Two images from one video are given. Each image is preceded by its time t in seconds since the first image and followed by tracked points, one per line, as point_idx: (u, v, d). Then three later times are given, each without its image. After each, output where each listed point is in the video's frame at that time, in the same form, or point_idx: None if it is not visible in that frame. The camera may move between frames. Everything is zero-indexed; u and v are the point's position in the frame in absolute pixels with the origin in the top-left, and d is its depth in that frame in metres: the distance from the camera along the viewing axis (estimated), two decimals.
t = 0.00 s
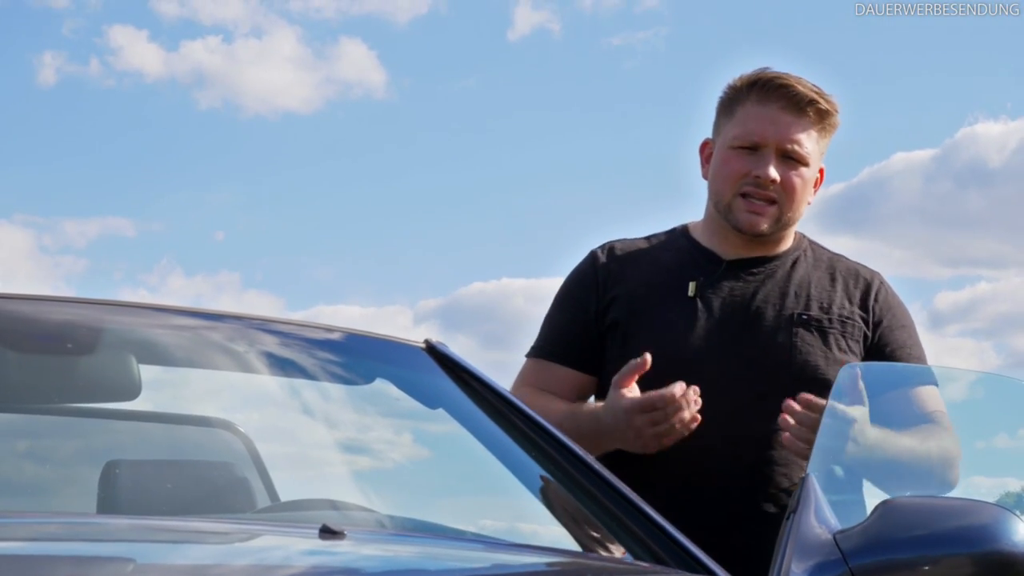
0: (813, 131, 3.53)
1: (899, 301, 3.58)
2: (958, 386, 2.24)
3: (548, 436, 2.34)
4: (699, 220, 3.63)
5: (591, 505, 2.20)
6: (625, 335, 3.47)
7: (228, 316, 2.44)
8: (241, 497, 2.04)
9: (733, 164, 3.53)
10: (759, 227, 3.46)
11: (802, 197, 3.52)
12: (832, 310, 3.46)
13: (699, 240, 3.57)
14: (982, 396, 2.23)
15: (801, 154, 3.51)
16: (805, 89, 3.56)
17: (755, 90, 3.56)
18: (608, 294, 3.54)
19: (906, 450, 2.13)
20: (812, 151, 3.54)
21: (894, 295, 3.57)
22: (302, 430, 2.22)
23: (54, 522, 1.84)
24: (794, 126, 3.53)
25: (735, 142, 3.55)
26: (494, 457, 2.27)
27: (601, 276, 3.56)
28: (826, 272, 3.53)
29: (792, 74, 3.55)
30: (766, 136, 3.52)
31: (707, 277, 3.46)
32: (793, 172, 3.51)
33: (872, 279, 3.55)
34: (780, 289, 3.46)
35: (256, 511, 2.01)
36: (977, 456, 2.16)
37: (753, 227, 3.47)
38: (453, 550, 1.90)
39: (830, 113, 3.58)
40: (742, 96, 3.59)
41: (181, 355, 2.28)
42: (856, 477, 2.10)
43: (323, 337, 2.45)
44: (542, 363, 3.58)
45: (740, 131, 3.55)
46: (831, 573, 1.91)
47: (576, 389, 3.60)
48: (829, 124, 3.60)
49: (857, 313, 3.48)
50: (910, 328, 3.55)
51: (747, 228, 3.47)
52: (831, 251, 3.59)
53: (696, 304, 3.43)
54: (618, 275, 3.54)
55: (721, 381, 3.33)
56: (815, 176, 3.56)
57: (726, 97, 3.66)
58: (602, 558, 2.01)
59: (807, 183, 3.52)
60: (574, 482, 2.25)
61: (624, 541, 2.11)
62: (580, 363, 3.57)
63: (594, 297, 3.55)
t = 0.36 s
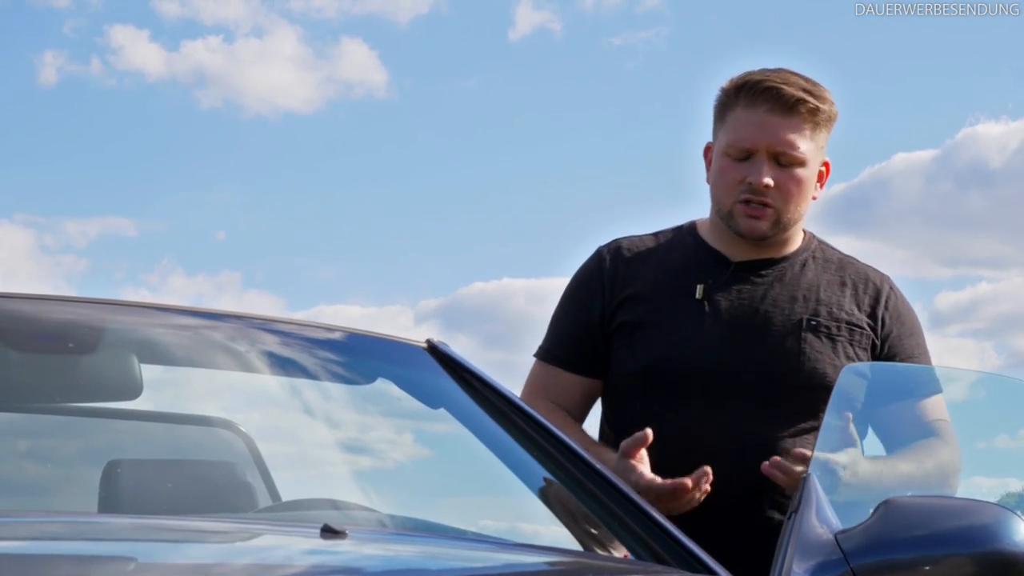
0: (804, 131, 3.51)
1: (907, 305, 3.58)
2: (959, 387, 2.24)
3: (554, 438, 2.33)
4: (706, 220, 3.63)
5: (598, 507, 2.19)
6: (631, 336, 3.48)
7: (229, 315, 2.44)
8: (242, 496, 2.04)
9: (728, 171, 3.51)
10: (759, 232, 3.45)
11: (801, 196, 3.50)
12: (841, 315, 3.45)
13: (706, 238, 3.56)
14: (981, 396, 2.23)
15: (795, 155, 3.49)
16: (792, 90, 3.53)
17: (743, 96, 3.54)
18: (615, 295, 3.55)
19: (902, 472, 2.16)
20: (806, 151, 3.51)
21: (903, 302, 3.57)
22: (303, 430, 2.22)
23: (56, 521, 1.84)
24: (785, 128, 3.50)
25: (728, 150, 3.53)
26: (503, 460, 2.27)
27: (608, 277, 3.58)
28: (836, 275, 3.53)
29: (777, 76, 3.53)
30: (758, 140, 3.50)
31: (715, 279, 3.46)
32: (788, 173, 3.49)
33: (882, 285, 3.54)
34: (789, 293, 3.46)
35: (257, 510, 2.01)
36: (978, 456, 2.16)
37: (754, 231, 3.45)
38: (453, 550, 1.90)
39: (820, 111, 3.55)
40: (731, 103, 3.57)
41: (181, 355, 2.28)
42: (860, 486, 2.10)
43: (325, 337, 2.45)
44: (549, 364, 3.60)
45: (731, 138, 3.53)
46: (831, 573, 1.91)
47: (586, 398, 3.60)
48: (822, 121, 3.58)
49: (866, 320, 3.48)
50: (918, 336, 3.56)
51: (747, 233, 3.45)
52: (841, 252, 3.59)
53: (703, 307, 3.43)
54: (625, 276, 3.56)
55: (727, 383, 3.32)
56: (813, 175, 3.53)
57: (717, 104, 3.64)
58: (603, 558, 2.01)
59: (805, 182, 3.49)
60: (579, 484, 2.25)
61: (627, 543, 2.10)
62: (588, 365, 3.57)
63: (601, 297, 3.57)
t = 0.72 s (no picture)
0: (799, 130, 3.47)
1: (910, 290, 3.56)
2: (958, 382, 2.23)
3: (557, 434, 2.33)
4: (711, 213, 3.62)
5: (600, 500, 2.20)
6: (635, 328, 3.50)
7: (230, 308, 2.43)
8: (243, 489, 2.04)
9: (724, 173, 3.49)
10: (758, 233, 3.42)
11: (799, 195, 3.46)
12: (843, 307, 3.45)
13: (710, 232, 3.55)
14: (981, 391, 2.22)
15: (790, 155, 3.45)
16: (785, 90, 3.49)
17: (735, 98, 3.51)
18: (619, 286, 3.56)
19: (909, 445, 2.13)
20: (802, 149, 3.47)
21: (908, 289, 3.55)
22: (303, 423, 2.22)
23: (57, 512, 1.85)
24: (778, 129, 3.46)
25: (724, 152, 3.50)
26: (505, 454, 2.27)
27: (613, 267, 3.58)
28: (838, 266, 3.52)
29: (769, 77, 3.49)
30: (752, 142, 3.46)
31: (717, 274, 3.47)
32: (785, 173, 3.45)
33: (886, 274, 3.53)
34: (791, 286, 3.45)
35: (259, 502, 2.01)
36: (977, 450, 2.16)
37: (752, 233, 3.43)
38: (453, 541, 1.91)
39: (815, 109, 3.50)
40: (725, 105, 3.54)
41: (183, 348, 2.29)
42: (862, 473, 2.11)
43: (325, 329, 2.45)
44: (552, 351, 3.61)
45: (726, 141, 3.50)
46: (831, 566, 1.93)
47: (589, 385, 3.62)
48: (818, 117, 3.53)
49: (869, 311, 3.47)
50: (923, 323, 3.52)
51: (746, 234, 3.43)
52: (845, 243, 3.58)
53: (706, 301, 3.44)
54: (630, 268, 3.56)
55: (729, 378, 3.34)
56: (812, 172, 3.49)
57: (712, 105, 3.61)
58: (604, 550, 2.02)
59: (802, 181, 3.45)
60: (581, 478, 2.25)
61: (628, 535, 2.12)
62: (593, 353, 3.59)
63: (606, 288, 3.57)
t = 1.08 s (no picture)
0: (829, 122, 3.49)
1: (916, 286, 3.56)
2: (960, 375, 2.22)
3: (559, 427, 2.33)
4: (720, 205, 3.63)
5: (606, 493, 2.20)
6: (641, 320, 3.50)
7: (231, 302, 2.43)
8: (245, 484, 2.04)
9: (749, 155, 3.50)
10: (775, 219, 3.44)
11: (819, 187, 3.48)
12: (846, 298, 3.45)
13: (720, 221, 3.57)
14: (982, 384, 2.22)
15: (817, 145, 3.47)
16: (821, 81, 3.51)
17: (769, 82, 3.52)
18: (626, 278, 3.56)
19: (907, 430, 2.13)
20: (829, 142, 3.49)
21: (910, 282, 3.55)
22: (306, 418, 2.22)
23: (60, 508, 1.84)
24: (809, 118, 3.48)
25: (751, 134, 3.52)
26: (509, 448, 2.27)
27: (621, 257, 3.58)
28: (843, 260, 3.53)
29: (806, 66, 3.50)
30: (782, 128, 3.48)
31: (722, 265, 3.47)
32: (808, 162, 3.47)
33: (889, 266, 3.53)
34: (796, 278, 3.46)
35: (261, 497, 2.01)
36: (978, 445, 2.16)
37: (770, 218, 3.45)
38: (457, 535, 1.90)
39: (847, 104, 3.53)
40: (757, 88, 3.55)
41: (184, 342, 2.28)
42: (865, 466, 2.10)
43: (327, 323, 2.44)
44: (560, 341, 3.60)
45: (754, 123, 3.51)
46: (836, 559, 1.93)
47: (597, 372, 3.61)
48: (847, 113, 3.55)
49: (871, 301, 3.47)
50: (925, 316, 3.52)
51: (763, 218, 3.45)
52: (849, 238, 3.58)
53: (711, 293, 3.44)
54: (636, 260, 3.57)
55: (734, 372, 3.35)
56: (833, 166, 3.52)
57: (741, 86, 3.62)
58: (608, 544, 2.02)
59: (824, 174, 3.48)
60: (587, 473, 2.25)
61: (632, 530, 2.12)
62: (600, 344, 3.59)
63: (613, 279, 3.58)
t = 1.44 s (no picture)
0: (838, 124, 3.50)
1: (916, 282, 3.58)
2: (959, 371, 2.23)
3: (557, 423, 2.33)
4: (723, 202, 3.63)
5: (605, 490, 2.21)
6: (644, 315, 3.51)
7: (229, 298, 2.43)
8: (243, 480, 2.04)
9: (757, 153, 3.51)
10: (780, 217, 3.46)
11: (824, 187, 3.50)
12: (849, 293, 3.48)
13: (720, 218, 3.58)
14: (981, 381, 2.23)
15: (825, 147, 3.48)
16: (833, 83, 3.52)
17: (782, 81, 3.52)
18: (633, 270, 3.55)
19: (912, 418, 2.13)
20: (837, 145, 3.50)
21: (910, 276, 3.57)
22: (304, 414, 2.22)
23: (58, 503, 1.84)
24: (819, 119, 3.49)
25: (759, 131, 3.52)
26: (508, 445, 2.27)
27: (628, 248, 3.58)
28: (844, 257, 3.56)
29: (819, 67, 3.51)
30: (791, 127, 3.49)
31: (728, 259, 3.49)
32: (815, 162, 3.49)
33: (890, 260, 3.56)
34: (797, 274, 3.49)
35: (258, 493, 2.02)
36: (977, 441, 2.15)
37: (774, 216, 3.46)
38: (454, 531, 1.91)
39: (857, 107, 3.54)
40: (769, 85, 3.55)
41: (182, 338, 2.28)
42: (863, 460, 2.10)
43: (325, 319, 2.44)
44: (566, 323, 3.58)
45: (764, 120, 3.52)
46: (834, 556, 1.93)
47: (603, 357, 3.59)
48: (856, 115, 3.57)
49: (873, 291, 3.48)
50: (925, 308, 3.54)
51: (768, 216, 3.46)
52: (849, 238, 3.61)
53: (715, 287, 3.46)
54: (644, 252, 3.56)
55: (736, 367, 3.34)
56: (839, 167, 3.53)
57: (754, 81, 3.62)
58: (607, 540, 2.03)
59: (830, 175, 3.49)
60: (586, 469, 2.25)
61: (630, 526, 2.13)
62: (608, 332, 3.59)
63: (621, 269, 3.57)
